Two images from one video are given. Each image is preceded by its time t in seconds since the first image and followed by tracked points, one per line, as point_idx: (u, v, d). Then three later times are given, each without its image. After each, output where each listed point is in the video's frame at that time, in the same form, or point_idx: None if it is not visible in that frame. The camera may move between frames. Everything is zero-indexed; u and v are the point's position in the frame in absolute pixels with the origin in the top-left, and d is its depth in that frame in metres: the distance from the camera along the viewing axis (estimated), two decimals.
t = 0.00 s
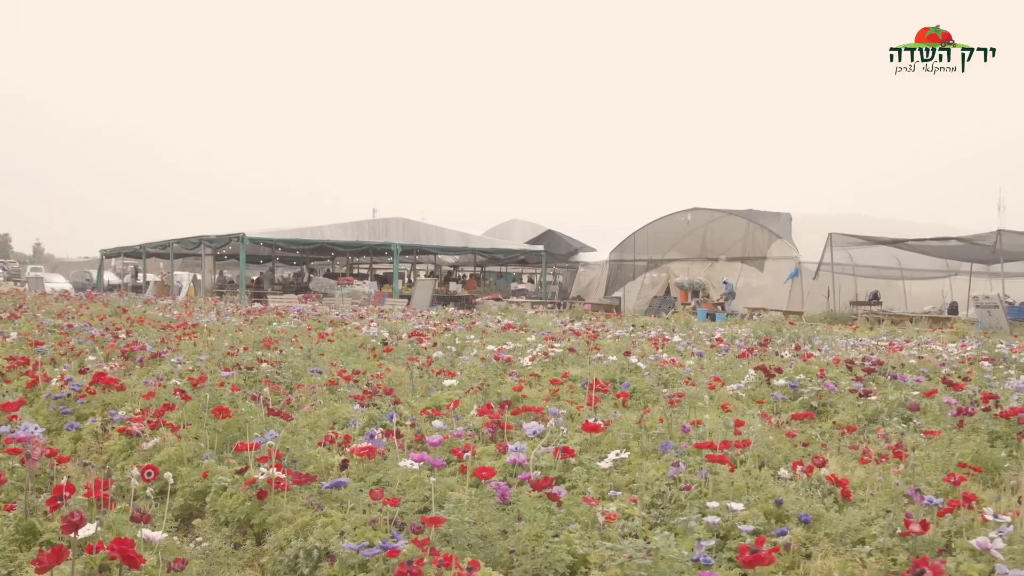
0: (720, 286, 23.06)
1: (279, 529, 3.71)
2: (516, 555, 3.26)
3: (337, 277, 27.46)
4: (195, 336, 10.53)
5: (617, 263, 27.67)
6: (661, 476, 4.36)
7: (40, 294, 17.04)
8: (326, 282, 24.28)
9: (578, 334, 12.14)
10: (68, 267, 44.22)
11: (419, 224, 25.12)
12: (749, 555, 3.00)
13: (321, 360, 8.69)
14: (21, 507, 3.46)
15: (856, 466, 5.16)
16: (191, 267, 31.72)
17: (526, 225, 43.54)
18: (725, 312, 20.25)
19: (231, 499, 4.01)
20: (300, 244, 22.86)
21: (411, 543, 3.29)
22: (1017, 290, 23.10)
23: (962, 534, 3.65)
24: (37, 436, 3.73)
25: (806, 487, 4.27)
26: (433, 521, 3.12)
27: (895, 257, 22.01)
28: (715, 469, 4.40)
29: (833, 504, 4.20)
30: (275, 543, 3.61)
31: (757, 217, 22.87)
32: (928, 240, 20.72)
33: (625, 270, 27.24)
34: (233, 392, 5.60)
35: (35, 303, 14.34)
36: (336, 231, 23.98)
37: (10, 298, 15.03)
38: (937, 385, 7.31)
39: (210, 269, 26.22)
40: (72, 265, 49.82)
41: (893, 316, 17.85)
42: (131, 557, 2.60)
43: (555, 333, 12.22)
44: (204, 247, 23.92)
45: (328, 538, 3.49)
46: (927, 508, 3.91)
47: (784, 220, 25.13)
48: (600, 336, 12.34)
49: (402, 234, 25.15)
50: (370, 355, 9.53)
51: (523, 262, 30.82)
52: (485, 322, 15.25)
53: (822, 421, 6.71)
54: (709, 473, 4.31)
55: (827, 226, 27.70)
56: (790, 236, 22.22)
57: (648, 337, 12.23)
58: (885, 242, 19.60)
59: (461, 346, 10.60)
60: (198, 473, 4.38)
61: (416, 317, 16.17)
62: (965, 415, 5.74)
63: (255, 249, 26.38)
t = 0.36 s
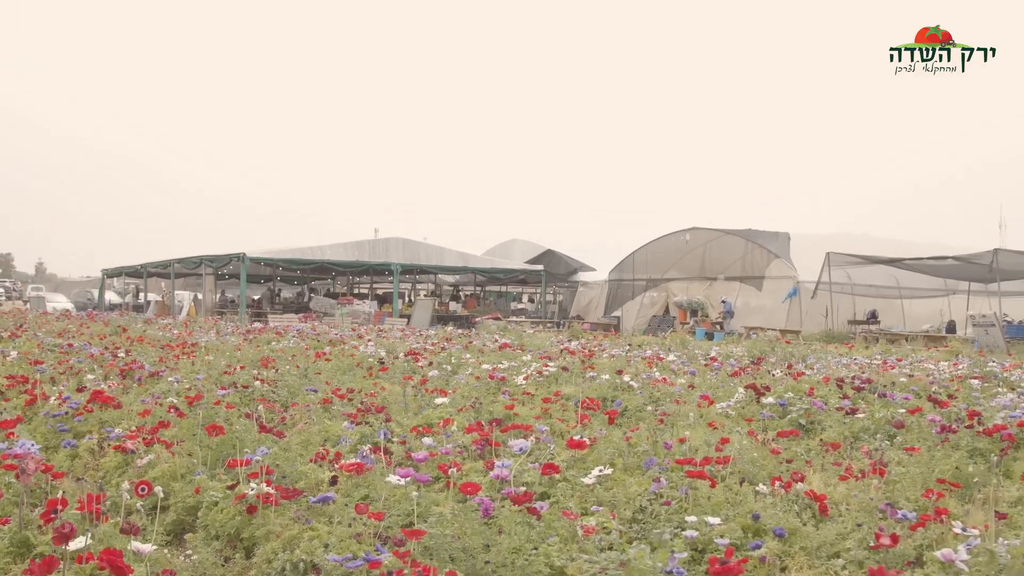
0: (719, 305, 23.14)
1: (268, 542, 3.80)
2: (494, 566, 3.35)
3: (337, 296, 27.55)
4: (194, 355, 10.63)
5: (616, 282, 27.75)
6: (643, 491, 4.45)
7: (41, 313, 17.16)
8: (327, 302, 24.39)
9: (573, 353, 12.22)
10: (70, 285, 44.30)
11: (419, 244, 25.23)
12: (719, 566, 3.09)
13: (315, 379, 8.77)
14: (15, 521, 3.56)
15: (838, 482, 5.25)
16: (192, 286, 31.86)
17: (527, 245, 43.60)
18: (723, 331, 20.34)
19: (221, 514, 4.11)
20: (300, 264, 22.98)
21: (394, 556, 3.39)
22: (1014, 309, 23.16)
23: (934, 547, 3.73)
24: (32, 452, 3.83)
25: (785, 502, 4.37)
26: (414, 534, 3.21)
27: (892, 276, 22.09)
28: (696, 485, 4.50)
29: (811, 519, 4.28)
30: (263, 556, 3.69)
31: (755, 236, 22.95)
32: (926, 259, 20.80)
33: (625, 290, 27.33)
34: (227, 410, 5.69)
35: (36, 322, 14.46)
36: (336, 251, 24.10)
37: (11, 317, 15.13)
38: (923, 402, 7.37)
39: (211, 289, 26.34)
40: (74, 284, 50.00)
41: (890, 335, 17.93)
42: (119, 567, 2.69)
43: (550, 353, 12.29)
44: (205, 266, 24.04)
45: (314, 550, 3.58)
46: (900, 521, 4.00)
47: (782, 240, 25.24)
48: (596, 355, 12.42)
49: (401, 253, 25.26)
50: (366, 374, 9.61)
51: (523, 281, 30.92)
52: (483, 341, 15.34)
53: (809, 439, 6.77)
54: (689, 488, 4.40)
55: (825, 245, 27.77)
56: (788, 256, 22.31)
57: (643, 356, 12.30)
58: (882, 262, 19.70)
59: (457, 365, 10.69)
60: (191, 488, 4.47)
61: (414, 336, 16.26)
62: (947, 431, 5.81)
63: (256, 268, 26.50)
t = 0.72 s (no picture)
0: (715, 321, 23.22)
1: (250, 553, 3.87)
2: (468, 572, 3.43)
3: (336, 313, 27.63)
4: (189, 371, 10.71)
5: (614, 299, 27.84)
6: (622, 504, 4.54)
7: (39, 330, 17.26)
8: (325, 318, 24.48)
9: (566, 370, 12.29)
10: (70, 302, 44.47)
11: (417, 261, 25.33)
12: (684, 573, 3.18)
13: (308, 394, 8.85)
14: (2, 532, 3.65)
15: (817, 494, 5.31)
16: (191, 302, 31.95)
17: (526, 262, 43.64)
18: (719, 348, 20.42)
19: (205, 525, 4.18)
20: (299, 280, 23.07)
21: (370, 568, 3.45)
22: (1010, 326, 23.23)
23: (902, 559, 3.81)
24: (21, 464, 3.91)
25: (758, 515, 4.45)
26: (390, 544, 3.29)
27: (888, 293, 22.16)
28: (673, 497, 4.58)
29: (786, 532, 4.36)
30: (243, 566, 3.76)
31: (752, 253, 23.04)
32: (921, 275, 20.87)
33: (623, 307, 27.40)
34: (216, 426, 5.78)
35: (33, 338, 14.55)
36: (334, 267, 24.20)
37: (11, 334, 15.24)
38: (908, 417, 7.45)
39: (210, 305, 26.45)
40: (74, 300, 50.04)
41: (885, 352, 17.99)
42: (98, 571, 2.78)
43: (543, 369, 12.37)
44: (203, 283, 24.15)
45: (294, 560, 3.66)
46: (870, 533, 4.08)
47: (779, 257, 25.33)
48: (589, 371, 12.50)
49: (399, 270, 25.36)
50: (359, 390, 9.68)
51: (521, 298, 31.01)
52: (478, 358, 15.42)
53: (794, 454, 6.84)
54: (665, 500, 4.48)
55: (822, 261, 27.85)
56: (784, 273, 22.39)
57: (636, 372, 12.38)
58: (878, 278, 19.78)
59: (450, 381, 10.77)
60: (178, 501, 4.54)
61: (410, 353, 16.34)
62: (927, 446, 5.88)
63: (255, 285, 26.60)
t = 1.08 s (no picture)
0: (713, 334, 23.26)
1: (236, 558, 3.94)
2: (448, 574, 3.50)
3: (336, 326, 27.71)
4: (187, 383, 10.78)
5: (613, 312, 27.92)
6: (604, 511, 4.62)
7: (40, 343, 17.33)
8: (324, 331, 24.56)
9: (561, 382, 12.34)
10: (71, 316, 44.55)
11: (416, 274, 25.39)
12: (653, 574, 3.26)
13: (302, 406, 8.91)
14: None
15: (800, 502, 5.38)
16: (192, 315, 32.05)
17: (526, 274, 43.74)
18: (717, 360, 20.47)
19: (193, 531, 4.24)
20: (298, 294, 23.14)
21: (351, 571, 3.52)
22: (1008, 338, 23.28)
23: (874, 564, 3.88)
24: (13, 472, 3.98)
25: (738, 522, 4.53)
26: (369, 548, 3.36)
27: (886, 305, 22.22)
28: (655, 505, 4.66)
29: (765, 539, 4.42)
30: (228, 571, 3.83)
31: (750, 266, 23.09)
32: (918, 288, 20.94)
33: (622, 319, 27.48)
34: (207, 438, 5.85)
35: (33, 350, 14.64)
36: (334, 280, 24.28)
37: (11, 347, 15.33)
38: (896, 427, 7.50)
39: (211, 318, 26.53)
40: (75, 314, 50.24)
41: (881, 363, 18.05)
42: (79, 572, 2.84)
43: (538, 381, 12.43)
44: (204, 296, 24.24)
45: (277, 565, 3.72)
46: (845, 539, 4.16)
47: (777, 270, 25.40)
48: (584, 384, 12.56)
49: (399, 283, 25.44)
50: (353, 402, 9.75)
51: (521, 311, 31.10)
52: (475, 371, 15.49)
53: (782, 464, 6.90)
54: (646, 509, 4.56)
55: (820, 274, 27.90)
56: (782, 285, 22.46)
57: (631, 384, 12.44)
58: (875, 290, 19.85)
59: (445, 393, 10.83)
60: (168, 508, 4.61)
61: (407, 366, 16.41)
62: (910, 456, 5.94)
63: (255, 298, 26.70)
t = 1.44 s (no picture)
0: (712, 341, 23.30)
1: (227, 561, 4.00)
2: None
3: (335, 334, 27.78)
4: (184, 390, 10.85)
5: (612, 320, 27.97)
6: (590, 515, 4.69)
7: (40, 350, 17.41)
8: (324, 338, 24.62)
9: (557, 389, 12.39)
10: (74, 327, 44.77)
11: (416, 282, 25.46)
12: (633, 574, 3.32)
13: (298, 413, 8.97)
14: None
15: (787, 506, 5.44)
16: (193, 323, 32.14)
17: (525, 283, 43.79)
18: (715, 367, 20.52)
19: (185, 534, 4.30)
20: (298, 301, 23.22)
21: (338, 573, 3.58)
22: (1007, 345, 23.29)
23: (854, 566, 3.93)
24: (7, 476, 4.04)
25: (722, 527, 4.60)
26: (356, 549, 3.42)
27: (884, 313, 22.25)
28: (641, 510, 4.72)
29: (749, 542, 4.48)
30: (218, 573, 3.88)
31: (748, 273, 23.13)
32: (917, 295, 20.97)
33: (621, 327, 27.53)
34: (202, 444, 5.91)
35: (33, 358, 14.69)
36: (333, 288, 24.35)
37: (10, 354, 15.40)
38: (887, 433, 7.54)
39: (211, 326, 26.60)
40: (76, 321, 50.31)
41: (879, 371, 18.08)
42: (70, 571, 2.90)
43: (534, 389, 12.48)
44: (204, 304, 24.31)
45: (266, 567, 3.78)
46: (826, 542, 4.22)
47: (775, 277, 25.44)
48: (580, 391, 12.61)
49: (399, 291, 25.51)
50: (350, 409, 9.80)
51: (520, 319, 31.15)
52: (473, 378, 15.54)
53: (773, 470, 6.95)
54: (631, 513, 4.62)
55: (819, 281, 27.93)
56: (781, 293, 22.50)
57: (627, 391, 12.48)
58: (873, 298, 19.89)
59: (441, 400, 10.89)
60: (161, 512, 4.67)
61: (405, 373, 16.47)
62: (898, 461, 6.00)
63: (255, 306, 26.77)
